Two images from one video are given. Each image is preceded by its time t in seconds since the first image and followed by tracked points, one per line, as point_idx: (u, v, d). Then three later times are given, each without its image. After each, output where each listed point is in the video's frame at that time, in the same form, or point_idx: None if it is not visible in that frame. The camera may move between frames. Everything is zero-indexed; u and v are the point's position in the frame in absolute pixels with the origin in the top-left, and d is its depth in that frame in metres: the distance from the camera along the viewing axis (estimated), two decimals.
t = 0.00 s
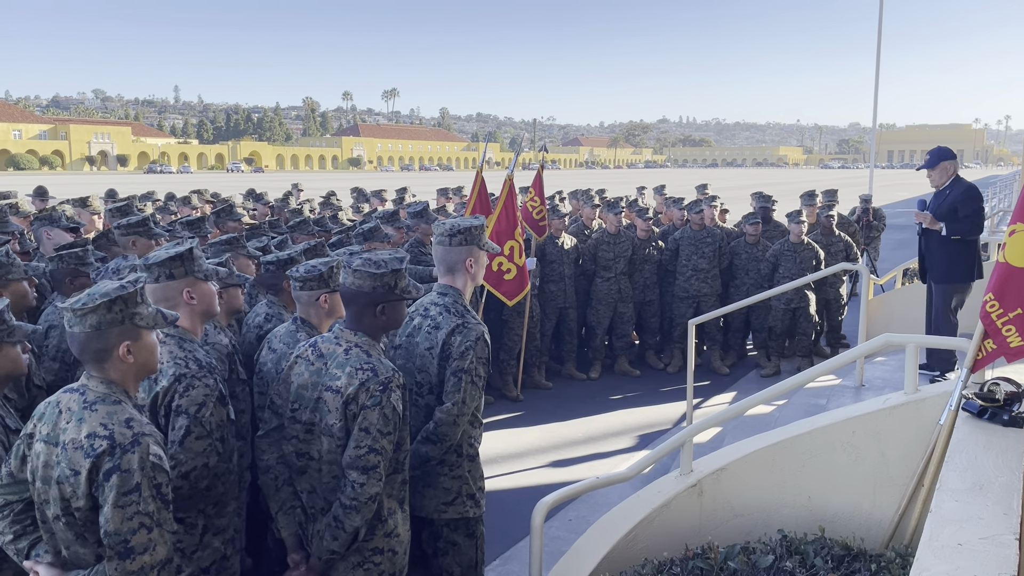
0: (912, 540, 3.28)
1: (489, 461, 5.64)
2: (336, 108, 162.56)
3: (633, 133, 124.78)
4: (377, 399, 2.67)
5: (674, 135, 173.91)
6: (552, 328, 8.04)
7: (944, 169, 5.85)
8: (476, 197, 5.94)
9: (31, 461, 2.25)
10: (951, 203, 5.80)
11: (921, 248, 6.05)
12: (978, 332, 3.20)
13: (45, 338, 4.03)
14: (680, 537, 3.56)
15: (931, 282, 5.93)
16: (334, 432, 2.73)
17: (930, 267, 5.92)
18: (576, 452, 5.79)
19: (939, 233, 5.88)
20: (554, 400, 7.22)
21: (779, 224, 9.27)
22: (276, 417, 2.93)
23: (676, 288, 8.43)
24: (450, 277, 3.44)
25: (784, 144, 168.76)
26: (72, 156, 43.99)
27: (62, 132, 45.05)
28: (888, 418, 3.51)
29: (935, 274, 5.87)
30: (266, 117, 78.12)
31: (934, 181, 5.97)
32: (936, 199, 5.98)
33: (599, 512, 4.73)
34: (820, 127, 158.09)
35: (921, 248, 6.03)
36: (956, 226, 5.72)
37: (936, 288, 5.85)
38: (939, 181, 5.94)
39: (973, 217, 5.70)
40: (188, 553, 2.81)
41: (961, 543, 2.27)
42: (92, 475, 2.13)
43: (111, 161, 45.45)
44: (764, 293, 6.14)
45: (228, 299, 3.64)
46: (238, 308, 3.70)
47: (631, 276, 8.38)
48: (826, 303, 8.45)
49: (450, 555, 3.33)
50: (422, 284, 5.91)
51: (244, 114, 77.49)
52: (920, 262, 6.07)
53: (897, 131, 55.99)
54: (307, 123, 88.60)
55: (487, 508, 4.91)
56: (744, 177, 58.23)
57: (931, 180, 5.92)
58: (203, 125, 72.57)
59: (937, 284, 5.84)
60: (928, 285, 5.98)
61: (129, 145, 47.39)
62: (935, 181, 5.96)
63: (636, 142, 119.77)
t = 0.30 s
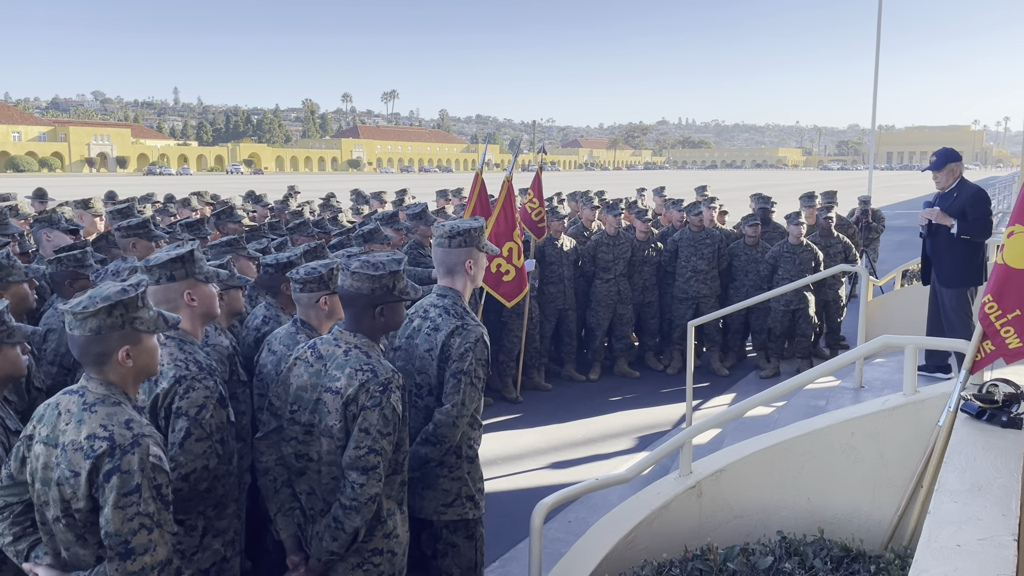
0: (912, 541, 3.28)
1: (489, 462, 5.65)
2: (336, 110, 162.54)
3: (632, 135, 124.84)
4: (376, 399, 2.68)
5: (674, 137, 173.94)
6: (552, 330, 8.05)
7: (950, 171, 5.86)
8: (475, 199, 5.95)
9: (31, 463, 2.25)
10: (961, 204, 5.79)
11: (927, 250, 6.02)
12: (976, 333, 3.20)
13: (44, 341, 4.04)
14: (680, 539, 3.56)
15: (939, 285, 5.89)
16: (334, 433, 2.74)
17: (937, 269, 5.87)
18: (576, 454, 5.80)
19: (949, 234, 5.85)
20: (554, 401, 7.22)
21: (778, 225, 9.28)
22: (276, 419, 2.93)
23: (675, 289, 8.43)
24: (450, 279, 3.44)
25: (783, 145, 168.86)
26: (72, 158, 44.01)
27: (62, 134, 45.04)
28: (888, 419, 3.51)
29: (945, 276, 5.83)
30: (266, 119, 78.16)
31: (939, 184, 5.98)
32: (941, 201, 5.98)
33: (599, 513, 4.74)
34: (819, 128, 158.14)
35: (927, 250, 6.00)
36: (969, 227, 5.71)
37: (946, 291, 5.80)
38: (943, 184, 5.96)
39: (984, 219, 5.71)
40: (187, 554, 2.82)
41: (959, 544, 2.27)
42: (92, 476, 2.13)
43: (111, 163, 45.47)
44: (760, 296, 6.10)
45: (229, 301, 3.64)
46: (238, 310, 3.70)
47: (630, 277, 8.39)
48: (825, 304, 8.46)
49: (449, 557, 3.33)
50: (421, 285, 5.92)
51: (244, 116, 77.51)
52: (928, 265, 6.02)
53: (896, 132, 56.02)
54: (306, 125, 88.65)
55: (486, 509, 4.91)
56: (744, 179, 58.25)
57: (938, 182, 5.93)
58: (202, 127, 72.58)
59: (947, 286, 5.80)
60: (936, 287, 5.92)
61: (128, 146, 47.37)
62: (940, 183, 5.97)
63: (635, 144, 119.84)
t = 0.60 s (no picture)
0: (909, 542, 3.28)
1: (487, 464, 5.64)
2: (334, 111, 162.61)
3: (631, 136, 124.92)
4: (373, 401, 2.68)
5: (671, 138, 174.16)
6: (550, 331, 8.06)
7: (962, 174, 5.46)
8: (473, 200, 5.95)
9: (29, 465, 2.25)
10: (977, 208, 5.37)
11: (938, 254, 5.66)
12: (974, 335, 3.21)
13: (37, 343, 4.03)
14: (678, 541, 3.56)
15: (955, 292, 5.53)
16: (330, 435, 2.73)
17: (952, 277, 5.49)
18: (574, 456, 5.79)
19: (965, 238, 5.48)
20: (551, 403, 7.22)
21: (775, 227, 9.30)
22: (272, 422, 2.93)
23: (673, 290, 8.44)
24: (447, 281, 3.44)
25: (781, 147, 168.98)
26: (69, 159, 43.95)
27: (59, 136, 44.99)
28: (885, 421, 3.52)
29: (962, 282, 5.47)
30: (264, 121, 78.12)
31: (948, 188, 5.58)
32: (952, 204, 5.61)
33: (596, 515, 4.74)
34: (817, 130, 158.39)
35: (939, 255, 5.64)
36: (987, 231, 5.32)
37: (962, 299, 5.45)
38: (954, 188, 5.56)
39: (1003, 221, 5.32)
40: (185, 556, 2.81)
41: (956, 546, 2.27)
42: (89, 479, 2.13)
43: (108, 164, 45.40)
44: (759, 297, 6.10)
45: (227, 302, 3.64)
46: (237, 312, 3.69)
47: (628, 278, 8.40)
48: (822, 306, 8.46)
49: (447, 559, 3.33)
50: (419, 287, 5.92)
51: (242, 118, 77.46)
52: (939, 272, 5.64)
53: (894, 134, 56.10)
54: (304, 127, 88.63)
55: (485, 511, 4.91)
56: (741, 180, 58.28)
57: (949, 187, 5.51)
58: (200, 128, 72.52)
59: (964, 294, 5.45)
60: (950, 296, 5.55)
61: (126, 148, 47.29)
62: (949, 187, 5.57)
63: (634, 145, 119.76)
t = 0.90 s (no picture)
0: (905, 544, 3.29)
1: (484, 465, 5.65)
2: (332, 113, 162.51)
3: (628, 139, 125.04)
4: (369, 402, 2.68)
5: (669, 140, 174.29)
6: (547, 332, 8.06)
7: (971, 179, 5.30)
8: (470, 202, 5.95)
9: (29, 465, 2.25)
10: (988, 213, 5.22)
11: (942, 256, 5.44)
12: (970, 337, 3.22)
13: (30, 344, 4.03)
14: (674, 542, 3.56)
15: (958, 296, 5.34)
16: (327, 436, 2.73)
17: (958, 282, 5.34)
18: (571, 457, 5.80)
19: (975, 242, 5.27)
20: (549, 404, 7.23)
21: (773, 229, 9.31)
22: (268, 423, 2.93)
23: (671, 292, 8.46)
24: (445, 282, 3.44)
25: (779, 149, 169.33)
26: (67, 159, 43.87)
27: (57, 136, 44.92)
28: (881, 423, 3.53)
29: (967, 287, 5.29)
30: (262, 122, 78.11)
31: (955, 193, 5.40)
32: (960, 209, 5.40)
33: (594, 516, 4.74)
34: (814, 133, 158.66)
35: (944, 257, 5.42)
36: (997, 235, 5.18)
37: (965, 304, 5.28)
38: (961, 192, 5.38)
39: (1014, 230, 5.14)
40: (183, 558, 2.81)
41: (952, 547, 2.28)
42: (86, 483, 2.12)
43: (106, 165, 45.35)
44: (756, 298, 6.10)
45: (226, 303, 3.64)
46: (236, 312, 3.69)
47: (625, 280, 8.41)
48: (819, 308, 8.48)
49: (444, 560, 3.33)
50: (417, 288, 5.92)
51: (239, 119, 77.42)
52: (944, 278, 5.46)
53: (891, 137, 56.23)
54: (302, 128, 88.61)
55: (481, 513, 4.91)
56: (740, 183, 58.36)
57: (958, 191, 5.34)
58: (198, 129, 72.50)
59: (968, 299, 5.28)
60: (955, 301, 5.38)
61: (123, 149, 47.24)
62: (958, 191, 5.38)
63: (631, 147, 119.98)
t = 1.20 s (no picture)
0: (901, 545, 3.29)
1: (481, 467, 5.64)
2: (329, 114, 162.47)
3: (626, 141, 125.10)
4: (364, 403, 2.67)
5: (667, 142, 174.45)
6: (544, 334, 8.06)
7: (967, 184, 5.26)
8: (468, 203, 5.95)
9: (27, 465, 2.24)
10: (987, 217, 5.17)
11: (939, 262, 5.44)
12: (967, 339, 3.20)
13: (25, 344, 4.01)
14: (671, 544, 3.56)
15: (956, 301, 5.34)
16: (322, 438, 2.73)
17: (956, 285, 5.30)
18: (568, 459, 5.79)
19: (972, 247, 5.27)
20: (546, 406, 7.22)
21: (770, 231, 9.32)
22: (264, 424, 2.91)
23: (668, 294, 8.46)
24: (442, 283, 3.44)
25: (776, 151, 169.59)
26: (64, 159, 43.77)
27: (54, 136, 44.83)
28: (878, 425, 3.52)
29: (965, 292, 5.29)
30: (259, 123, 78.07)
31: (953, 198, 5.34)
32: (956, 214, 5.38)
33: (590, 518, 4.73)
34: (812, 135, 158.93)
35: (940, 263, 5.42)
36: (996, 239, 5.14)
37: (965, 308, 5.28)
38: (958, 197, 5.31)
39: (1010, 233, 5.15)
40: (179, 559, 2.80)
41: (949, 549, 2.28)
42: (81, 488, 2.11)
43: (102, 165, 45.28)
44: (754, 300, 6.10)
45: (224, 304, 3.63)
46: (234, 313, 3.68)
47: (623, 281, 8.41)
48: (816, 310, 8.50)
49: (440, 561, 3.32)
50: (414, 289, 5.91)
51: (237, 119, 77.36)
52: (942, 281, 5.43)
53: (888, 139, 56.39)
54: (300, 129, 88.56)
55: (478, 514, 4.90)
56: (737, 185, 58.43)
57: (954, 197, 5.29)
58: (195, 129, 72.39)
59: (966, 304, 5.29)
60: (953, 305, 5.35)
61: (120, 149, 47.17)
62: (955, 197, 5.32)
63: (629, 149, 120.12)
